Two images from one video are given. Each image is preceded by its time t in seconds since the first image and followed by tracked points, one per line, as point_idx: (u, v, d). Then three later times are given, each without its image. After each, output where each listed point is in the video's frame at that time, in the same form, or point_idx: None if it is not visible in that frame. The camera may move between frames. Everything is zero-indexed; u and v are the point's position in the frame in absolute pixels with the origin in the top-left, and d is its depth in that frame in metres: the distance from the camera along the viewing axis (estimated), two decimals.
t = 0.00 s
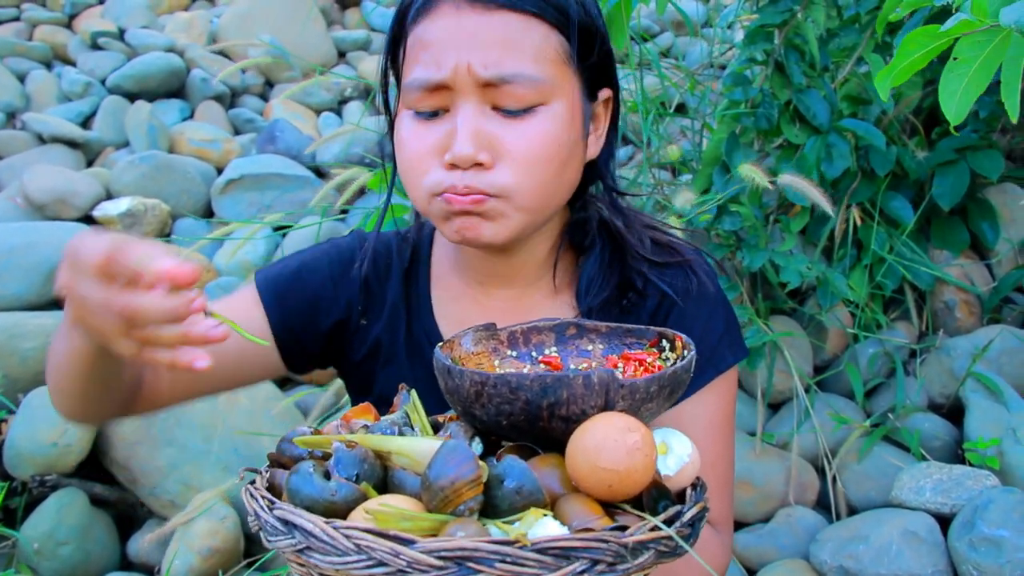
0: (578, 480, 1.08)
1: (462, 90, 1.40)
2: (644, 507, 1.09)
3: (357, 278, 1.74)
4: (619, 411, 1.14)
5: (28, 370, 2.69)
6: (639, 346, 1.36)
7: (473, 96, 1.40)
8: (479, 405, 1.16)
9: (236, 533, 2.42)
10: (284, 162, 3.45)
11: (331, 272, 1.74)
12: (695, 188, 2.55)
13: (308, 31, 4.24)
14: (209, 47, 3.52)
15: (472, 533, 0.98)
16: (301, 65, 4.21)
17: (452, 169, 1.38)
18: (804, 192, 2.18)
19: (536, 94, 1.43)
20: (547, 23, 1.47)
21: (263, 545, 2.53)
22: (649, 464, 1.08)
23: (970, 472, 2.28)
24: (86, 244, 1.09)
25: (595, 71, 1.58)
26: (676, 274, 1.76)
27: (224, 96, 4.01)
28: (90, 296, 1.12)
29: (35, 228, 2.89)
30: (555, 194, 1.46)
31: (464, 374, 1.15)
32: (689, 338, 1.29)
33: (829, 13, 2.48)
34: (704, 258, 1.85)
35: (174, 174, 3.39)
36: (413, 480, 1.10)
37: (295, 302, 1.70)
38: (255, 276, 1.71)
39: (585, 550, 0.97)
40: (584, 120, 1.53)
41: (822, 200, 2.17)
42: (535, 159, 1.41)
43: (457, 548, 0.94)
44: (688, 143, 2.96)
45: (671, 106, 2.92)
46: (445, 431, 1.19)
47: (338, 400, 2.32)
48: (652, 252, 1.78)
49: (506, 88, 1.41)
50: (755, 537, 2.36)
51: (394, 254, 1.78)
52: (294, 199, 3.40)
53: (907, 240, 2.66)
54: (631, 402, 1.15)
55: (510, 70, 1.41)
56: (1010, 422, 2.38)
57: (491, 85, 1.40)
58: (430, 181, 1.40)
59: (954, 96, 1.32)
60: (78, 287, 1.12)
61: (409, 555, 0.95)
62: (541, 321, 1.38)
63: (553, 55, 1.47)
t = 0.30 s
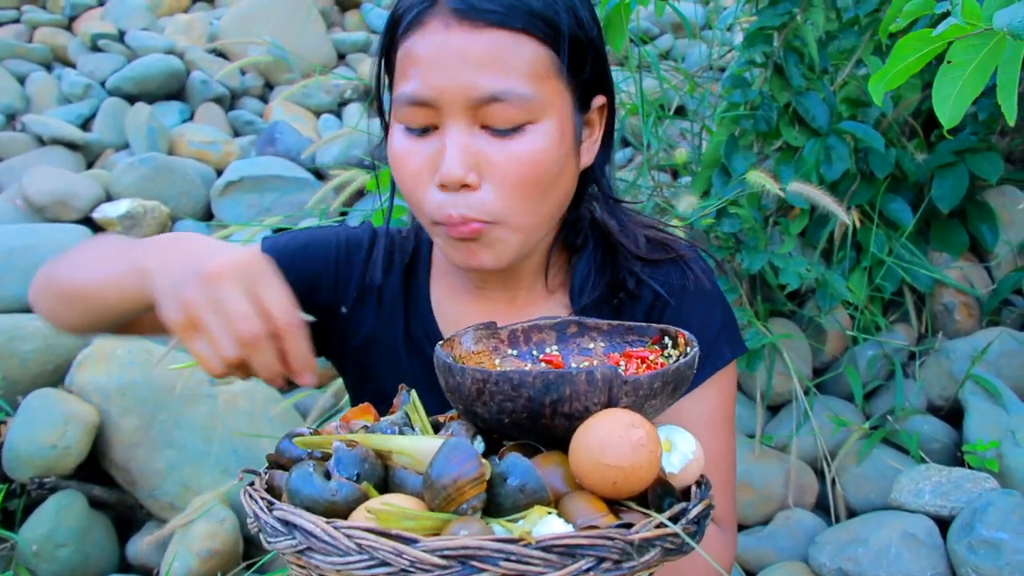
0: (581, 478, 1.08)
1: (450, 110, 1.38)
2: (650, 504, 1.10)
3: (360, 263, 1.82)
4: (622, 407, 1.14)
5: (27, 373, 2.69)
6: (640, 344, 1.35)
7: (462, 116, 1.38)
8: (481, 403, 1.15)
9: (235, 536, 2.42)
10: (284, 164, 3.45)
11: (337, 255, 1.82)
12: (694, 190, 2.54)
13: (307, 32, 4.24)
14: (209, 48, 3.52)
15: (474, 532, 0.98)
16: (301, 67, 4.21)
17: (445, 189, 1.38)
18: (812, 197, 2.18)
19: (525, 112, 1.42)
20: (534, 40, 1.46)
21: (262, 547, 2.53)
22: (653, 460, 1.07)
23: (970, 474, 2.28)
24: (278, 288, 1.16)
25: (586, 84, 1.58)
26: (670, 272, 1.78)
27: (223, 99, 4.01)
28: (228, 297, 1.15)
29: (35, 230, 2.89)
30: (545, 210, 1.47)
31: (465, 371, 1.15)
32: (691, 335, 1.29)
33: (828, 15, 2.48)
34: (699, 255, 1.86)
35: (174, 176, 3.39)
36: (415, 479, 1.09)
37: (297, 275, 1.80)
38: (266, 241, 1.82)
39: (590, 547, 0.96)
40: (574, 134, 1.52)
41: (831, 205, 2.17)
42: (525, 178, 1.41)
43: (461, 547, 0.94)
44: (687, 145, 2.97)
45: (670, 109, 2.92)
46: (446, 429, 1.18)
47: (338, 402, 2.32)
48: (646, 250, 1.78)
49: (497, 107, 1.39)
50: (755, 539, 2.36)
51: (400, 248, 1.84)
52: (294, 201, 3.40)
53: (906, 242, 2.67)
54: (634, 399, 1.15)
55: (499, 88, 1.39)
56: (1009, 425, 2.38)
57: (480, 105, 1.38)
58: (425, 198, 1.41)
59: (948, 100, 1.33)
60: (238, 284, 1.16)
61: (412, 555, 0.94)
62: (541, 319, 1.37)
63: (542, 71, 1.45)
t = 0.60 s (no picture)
0: (586, 488, 1.08)
1: (456, 121, 1.38)
2: (655, 515, 1.09)
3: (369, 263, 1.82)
4: (628, 418, 1.14)
5: (28, 377, 2.69)
6: (646, 354, 1.35)
7: (468, 127, 1.38)
8: (486, 411, 1.15)
9: (235, 541, 2.42)
10: (284, 168, 3.45)
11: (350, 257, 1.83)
12: (695, 194, 2.54)
13: (308, 36, 4.25)
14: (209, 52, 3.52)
15: (478, 540, 0.97)
16: (302, 71, 4.21)
17: (449, 200, 1.39)
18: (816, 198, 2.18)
19: (532, 125, 1.41)
20: (544, 51, 1.45)
21: (261, 552, 2.53)
22: (659, 472, 1.07)
23: (971, 480, 2.27)
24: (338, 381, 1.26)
25: (595, 95, 1.58)
26: (675, 284, 1.79)
27: (224, 103, 4.01)
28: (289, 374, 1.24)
29: (36, 234, 2.89)
30: (548, 222, 1.47)
31: (470, 379, 1.15)
32: (697, 346, 1.29)
33: (828, 20, 2.48)
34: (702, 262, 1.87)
35: (175, 181, 3.39)
36: (418, 486, 1.09)
37: (307, 277, 1.80)
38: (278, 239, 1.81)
39: (594, 559, 0.96)
40: (580, 145, 1.52)
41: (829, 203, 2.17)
42: (530, 192, 1.41)
43: (464, 556, 0.94)
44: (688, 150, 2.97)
45: (670, 113, 2.92)
46: (451, 436, 1.18)
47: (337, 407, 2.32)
48: (651, 260, 1.79)
49: (503, 119, 1.38)
50: (756, 544, 2.35)
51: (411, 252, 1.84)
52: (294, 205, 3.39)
53: (907, 247, 2.67)
54: (640, 409, 1.15)
55: (507, 100, 1.39)
56: (1010, 430, 2.38)
57: (487, 117, 1.38)
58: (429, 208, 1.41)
59: (956, 103, 1.32)
60: (305, 365, 1.25)
61: (414, 562, 0.94)
62: (546, 328, 1.36)
63: (550, 82, 1.44)
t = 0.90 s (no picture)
0: (597, 490, 1.08)
1: (458, 141, 1.37)
2: (664, 517, 1.10)
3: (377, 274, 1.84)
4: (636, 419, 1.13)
5: (25, 379, 2.69)
6: (645, 355, 1.34)
7: (470, 146, 1.37)
8: (493, 413, 1.15)
9: (232, 543, 2.42)
10: (282, 171, 3.45)
11: (354, 261, 1.83)
12: (692, 198, 2.54)
13: (307, 40, 4.25)
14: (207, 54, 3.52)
15: (495, 545, 0.97)
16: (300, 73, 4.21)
17: (452, 216, 1.39)
18: (807, 202, 2.18)
19: (534, 140, 1.42)
20: (542, 66, 1.46)
21: (259, 555, 2.53)
22: (670, 473, 1.07)
23: (968, 482, 2.27)
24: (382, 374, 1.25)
25: (592, 104, 1.59)
26: (670, 287, 1.79)
27: (222, 105, 4.01)
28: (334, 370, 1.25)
29: (34, 237, 2.89)
30: (551, 232, 1.48)
31: (477, 381, 1.14)
32: (698, 347, 1.28)
33: (825, 23, 2.48)
34: (696, 264, 1.88)
35: (173, 184, 3.39)
36: (427, 489, 1.10)
37: (313, 284, 1.79)
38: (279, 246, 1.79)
39: (612, 561, 0.96)
40: (579, 152, 1.53)
41: (819, 207, 2.17)
42: (533, 205, 1.41)
43: (483, 560, 0.93)
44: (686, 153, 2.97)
45: (668, 116, 2.92)
46: (456, 441, 1.20)
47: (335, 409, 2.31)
48: (645, 263, 1.79)
49: (506, 138, 1.38)
50: (753, 547, 2.34)
51: (408, 255, 1.85)
52: (292, 208, 3.40)
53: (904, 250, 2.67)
54: (647, 411, 1.15)
55: (508, 119, 1.38)
56: (1008, 433, 2.38)
57: (489, 136, 1.37)
58: (432, 224, 1.41)
59: (949, 103, 1.34)
60: (348, 361, 1.25)
61: (432, 568, 0.93)
62: (544, 329, 1.36)
63: (548, 96, 1.45)
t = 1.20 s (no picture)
0: (618, 497, 1.08)
1: (473, 142, 1.37)
2: (687, 523, 1.10)
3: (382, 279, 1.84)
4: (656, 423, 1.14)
5: (28, 384, 2.69)
6: (659, 353, 1.35)
7: (486, 147, 1.37)
8: (509, 419, 1.15)
9: (235, 547, 2.42)
10: (284, 175, 3.46)
11: (360, 269, 1.83)
12: (694, 201, 2.54)
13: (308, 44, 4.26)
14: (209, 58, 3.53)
15: (516, 558, 0.97)
16: (301, 77, 4.22)
17: (469, 217, 1.40)
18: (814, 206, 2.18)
19: (548, 140, 1.42)
20: (554, 68, 1.45)
21: (262, 558, 2.54)
22: (693, 479, 1.07)
23: (970, 486, 2.27)
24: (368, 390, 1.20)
25: (602, 107, 1.61)
26: (675, 283, 1.79)
27: (224, 109, 4.02)
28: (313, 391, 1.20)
29: (36, 241, 2.89)
30: (563, 231, 1.49)
31: (492, 387, 1.15)
32: (713, 345, 1.27)
33: (827, 26, 2.50)
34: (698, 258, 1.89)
35: (175, 188, 3.40)
36: (442, 498, 1.10)
37: (319, 293, 1.79)
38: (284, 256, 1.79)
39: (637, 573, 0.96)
40: (589, 154, 1.53)
41: (828, 211, 2.16)
42: (546, 204, 1.42)
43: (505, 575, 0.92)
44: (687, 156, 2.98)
45: (670, 119, 2.93)
46: (470, 445, 1.19)
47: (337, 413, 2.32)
48: (647, 260, 1.80)
49: (522, 138, 1.38)
50: (756, 551, 2.34)
51: (414, 258, 1.85)
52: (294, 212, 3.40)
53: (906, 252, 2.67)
54: (667, 413, 1.15)
55: (525, 119, 1.38)
56: (1010, 435, 2.38)
57: (506, 136, 1.37)
58: (447, 225, 1.43)
59: (946, 112, 1.39)
60: (334, 377, 1.20)
61: None
62: (555, 328, 1.36)
63: (560, 97, 1.45)
